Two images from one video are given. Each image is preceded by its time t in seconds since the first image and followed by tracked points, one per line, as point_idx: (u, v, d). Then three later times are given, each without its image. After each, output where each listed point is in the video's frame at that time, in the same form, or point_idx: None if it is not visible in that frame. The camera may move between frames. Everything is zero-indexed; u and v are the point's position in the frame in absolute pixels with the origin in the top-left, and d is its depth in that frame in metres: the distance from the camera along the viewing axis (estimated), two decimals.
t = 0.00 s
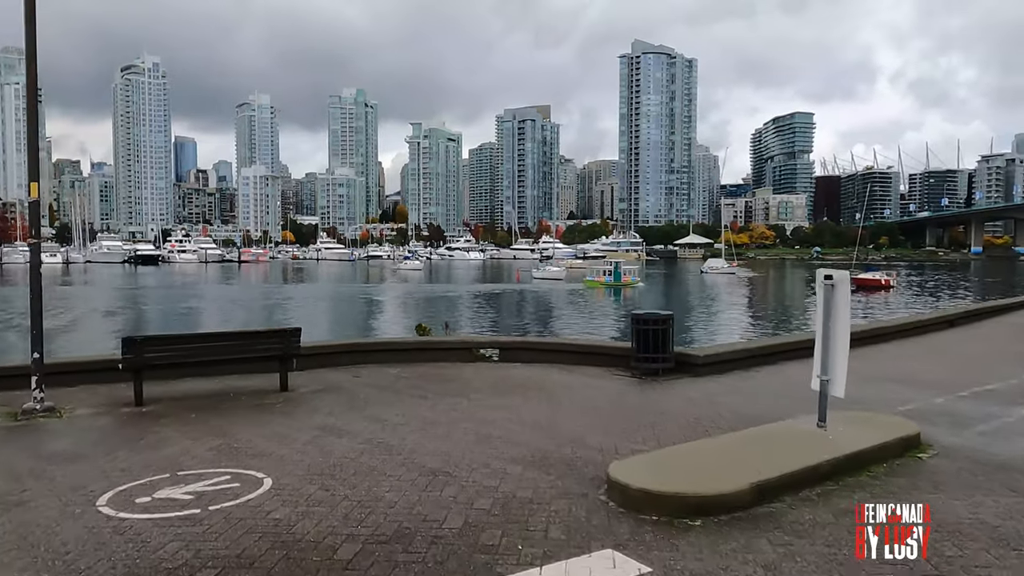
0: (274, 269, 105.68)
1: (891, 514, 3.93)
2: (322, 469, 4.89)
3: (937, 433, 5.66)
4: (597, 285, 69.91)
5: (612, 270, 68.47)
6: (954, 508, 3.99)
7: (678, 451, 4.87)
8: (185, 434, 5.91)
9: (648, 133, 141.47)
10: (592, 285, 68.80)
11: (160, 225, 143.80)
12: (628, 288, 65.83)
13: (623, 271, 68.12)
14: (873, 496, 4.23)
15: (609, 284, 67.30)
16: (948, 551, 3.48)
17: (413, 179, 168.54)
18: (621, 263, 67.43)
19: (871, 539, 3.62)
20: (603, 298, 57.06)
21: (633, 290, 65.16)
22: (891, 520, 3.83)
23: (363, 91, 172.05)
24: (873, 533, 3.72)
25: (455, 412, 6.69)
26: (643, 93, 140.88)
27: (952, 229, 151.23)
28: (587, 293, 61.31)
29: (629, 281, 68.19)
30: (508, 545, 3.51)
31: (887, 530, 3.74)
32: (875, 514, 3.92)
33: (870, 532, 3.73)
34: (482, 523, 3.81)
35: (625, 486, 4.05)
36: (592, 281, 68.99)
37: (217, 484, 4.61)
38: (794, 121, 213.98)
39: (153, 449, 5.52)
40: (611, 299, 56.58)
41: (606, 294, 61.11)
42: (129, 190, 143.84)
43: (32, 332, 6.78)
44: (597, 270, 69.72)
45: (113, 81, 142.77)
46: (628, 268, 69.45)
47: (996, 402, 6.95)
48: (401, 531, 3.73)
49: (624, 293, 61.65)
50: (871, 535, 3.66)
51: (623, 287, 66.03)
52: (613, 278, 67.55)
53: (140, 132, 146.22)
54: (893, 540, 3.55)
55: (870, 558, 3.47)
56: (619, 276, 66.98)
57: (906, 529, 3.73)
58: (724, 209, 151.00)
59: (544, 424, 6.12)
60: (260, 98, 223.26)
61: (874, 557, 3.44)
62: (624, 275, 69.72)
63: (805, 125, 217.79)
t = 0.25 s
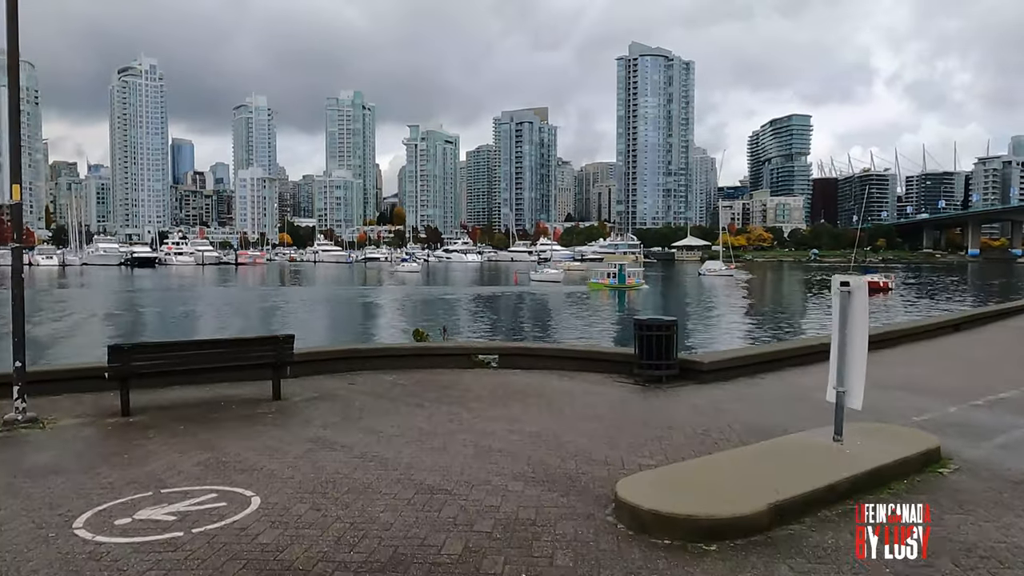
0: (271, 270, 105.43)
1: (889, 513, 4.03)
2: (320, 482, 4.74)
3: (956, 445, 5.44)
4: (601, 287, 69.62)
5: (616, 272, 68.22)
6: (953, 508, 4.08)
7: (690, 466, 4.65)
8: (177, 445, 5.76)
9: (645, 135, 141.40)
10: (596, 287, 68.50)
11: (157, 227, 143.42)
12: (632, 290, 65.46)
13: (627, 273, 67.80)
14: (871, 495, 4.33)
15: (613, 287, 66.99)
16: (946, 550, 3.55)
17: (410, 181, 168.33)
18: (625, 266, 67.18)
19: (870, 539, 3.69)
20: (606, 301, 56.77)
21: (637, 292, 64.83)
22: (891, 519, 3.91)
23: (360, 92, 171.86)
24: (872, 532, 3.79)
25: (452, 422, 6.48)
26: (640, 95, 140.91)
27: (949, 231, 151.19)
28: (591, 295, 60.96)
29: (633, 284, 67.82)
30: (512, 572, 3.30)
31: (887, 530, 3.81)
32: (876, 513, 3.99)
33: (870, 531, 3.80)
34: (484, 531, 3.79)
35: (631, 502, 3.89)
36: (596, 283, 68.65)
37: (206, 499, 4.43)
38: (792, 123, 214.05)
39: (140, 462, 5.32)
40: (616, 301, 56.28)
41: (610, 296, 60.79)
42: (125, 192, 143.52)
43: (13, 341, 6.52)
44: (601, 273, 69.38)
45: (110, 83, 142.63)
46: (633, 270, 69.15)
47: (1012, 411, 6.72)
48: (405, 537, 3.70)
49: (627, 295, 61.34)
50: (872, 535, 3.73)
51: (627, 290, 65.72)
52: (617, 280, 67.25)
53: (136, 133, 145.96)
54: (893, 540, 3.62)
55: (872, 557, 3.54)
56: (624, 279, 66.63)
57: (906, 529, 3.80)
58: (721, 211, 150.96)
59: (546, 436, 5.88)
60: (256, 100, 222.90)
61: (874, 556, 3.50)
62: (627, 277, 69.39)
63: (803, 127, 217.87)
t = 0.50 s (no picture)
0: (270, 273, 105.24)
1: (891, 513, 3.96)
2: (317, 492, 4.47)
3: (981, 451, 5.20)
4: (607, 289, 69.68)
5: (623, 273, 68.19)
6: (953, 508, 4.01)
7: (705, 474, 4.43)
8: (169, 452, 5.54)
9: (645, 137, 141.30)
10: (602, 289, 68.43)
11: (156, 229, 143.37)
12: (639, 292, 65.50)
13: (634, 275, 67.80)
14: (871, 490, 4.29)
15: (620, 288, 66.97)
16: (947, 551, 3.50)
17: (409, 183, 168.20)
18: (631, 267, 66.98)
19: (870, 538, 3.63)
20: (615, 302, 56.78)
21: (644, 294, 64.75)
22: (891, 520, 3.84)
23: (360, 94, 171.77)
24: (872, 531, 3.71)
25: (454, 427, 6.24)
26: (640, 97, 140.91)
27: (948, 233, 151.28)
28: (598, 297, 61.02)
29: (640, 285, 67.81)
30: None
31: (887, 530, 3.75)
32: (874, 510, 3.90)
33: (871, 532, 3.73)
34: (487, 530, 3.74)
35: (642, 509, 3.71)
36: (603, 285, 68.67)
37: (195, 511, 4.18)
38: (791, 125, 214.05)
39: (129, 469, 5.10)
40: (622, 303, 56.21)
41: (616, 298, 60.82)
42: (124, 194, 143.15)
43: None
44: (608, 274, 69.32)
45: (109, 85, 142.62)
46: (639, 272, 69.13)
47: None
48: (399, 544, 3.59)
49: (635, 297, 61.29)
50: (870, 535, 3.67)
51: (633, 291, 65.70)
52: (624, 282, 67.16)
53: (135, 135, 145.89)
54: (893, 540, 3.57)
55: (876, 559, 3.47)
56: (630, 280, 66.53)
57: (905, 529, 3.75)
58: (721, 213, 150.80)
59: (552, 442, 5.66)
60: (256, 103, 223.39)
61: (876, 557, 3.44)
62: (634, 279, 69.38)
63: (802, 129, 217.92)
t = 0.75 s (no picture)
0: (270, 275, 105.10)
1: (888, 513, 3.88)
2: (315, 510, 4.25)
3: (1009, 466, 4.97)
4: (615, 292, 69.29)
5: (629, 276, 67.74)
6: (950, 507, 4.03)
7: (720, 492, 4.19)
8: (162, 464, 5.35)
9: (645, 139, 141.07)
10: (609, 291, 68.07)
11: (156, 232, 143.32)
12: (646, 294, 65.17)
13: (641, 277, 67.39)
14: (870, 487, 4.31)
15: (627, 290, 66.60)
16: (945, 552, 3.55)
17: (410, 186, 168.03)
18: (638, 269, 66.71)
19: (871, 540, 3.62)
20: (622, 305, 56.48)
21: (651, 296, 64.38)
22: (891, 520, 3.80)
23: (359, 97, 171.61)
24: (871, 531, 3.72)
25: (456, 437, 6.03)
26: (640, 99, 140.71)
27: (948, 235, 150.92)
28: (606, 300, 60.62)
29: (647, 288, 67.46)
30: None
31: (886, 530, 3.73)
32: (876, 511, 3.85)
33: (871, 530, 3.71)
34: (493, 542, 3.68)
35: (656, 528, 3.58)
36: (609, 287, 68.28)
37: (186, 532, 3.95)
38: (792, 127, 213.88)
39: (118, 484, 4.88)
40: (627, 306, 55.83)
41: (622, 300, 60.46)
42: (124, 197, 142.81)
43: None
44: (615, 276, 68.92)
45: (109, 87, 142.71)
46: (646, 275, 68.74)
47: None
48: (400, 553, 3.56)
49: (642, 300, 60.89)
50: (871, 533, 3.66)
51: (641, 294, 65.31)
52: (630, 284, 66.70)
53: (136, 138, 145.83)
54: (892, 538, 3.64)
55: (874, 556, 3.53)
56: (637, 282, 66.14)
57: (905, 528, 3.77)
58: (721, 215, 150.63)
59: (560, 454, 5.41)
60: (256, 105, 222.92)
61: (876, 557, 3.51)
62: (641, 281, 69.04)
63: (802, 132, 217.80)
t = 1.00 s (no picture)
0: (270, 278, 104.86)
1: (890, 514, 3.85)
2: (310, 529, 4.02)
3: None
4: (622, 295, 69.04)
5: (637, 278, 67.41)
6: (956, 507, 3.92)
7: (735, 509, 4.02)
8: (154, 476, 5.18)
9: (645, 142, 141.00)
10: (617, 294, 67.79)
11: (157, 234, 143.23)
12: (653, 297, 64.95)
13: (648, 280, 67.19)
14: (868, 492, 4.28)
15: (634, 293, 66.34)
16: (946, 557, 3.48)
17: (410, 189, 167.86)
18: (646, 272, 66.38)
19: (870, 540, 3.59)
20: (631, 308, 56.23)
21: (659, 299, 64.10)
22: (891, 519, 3.77)
23: (360, 100, 171.54)
24: (872, 533, 3.67)
25: (458, 448, 5.83)
26: (640, 102, 140.62)
27: (949, 237, 150.61)
28: (614, 302, 60.36)
29: (654, 291, 67.25)
30: None
31: (887, 532, 3.69)
32: (876, 513, 3.85)
33: (870, 531, 3.69)
34: (494, 558, 3.57)
35: (669, 552, 3.41)
36: (617, 290, 68.01)
37: (172, 554, 3.72)
38: (792, 130, 213.65)
39: (105, 500, 4.66)
40: (630, 309, 55.60)
41: (630, 303, 60.21)
42: (125, 199, 142.54)
43: None
44: (622, 279, 68.68)
45: (110, 90, 142.70)
46: (653, 277, 68.51)
47: None
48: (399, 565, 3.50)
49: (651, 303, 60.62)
50: (871, 536, 3.63)
51: (648, 297, 65.05)
52: (638, 287, 66.42)
53: (137, 140, 145.71)
54: (893, 540, 3.58)
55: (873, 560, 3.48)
56: (645, 285, 65.87)
57: (907, 529, 3.68)
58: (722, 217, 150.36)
59: (565, 467, 5.22)
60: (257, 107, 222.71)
61: (876, 558, 3.41)
62: (649, 283, 68.84)
63: (803, 134, 217.55)
